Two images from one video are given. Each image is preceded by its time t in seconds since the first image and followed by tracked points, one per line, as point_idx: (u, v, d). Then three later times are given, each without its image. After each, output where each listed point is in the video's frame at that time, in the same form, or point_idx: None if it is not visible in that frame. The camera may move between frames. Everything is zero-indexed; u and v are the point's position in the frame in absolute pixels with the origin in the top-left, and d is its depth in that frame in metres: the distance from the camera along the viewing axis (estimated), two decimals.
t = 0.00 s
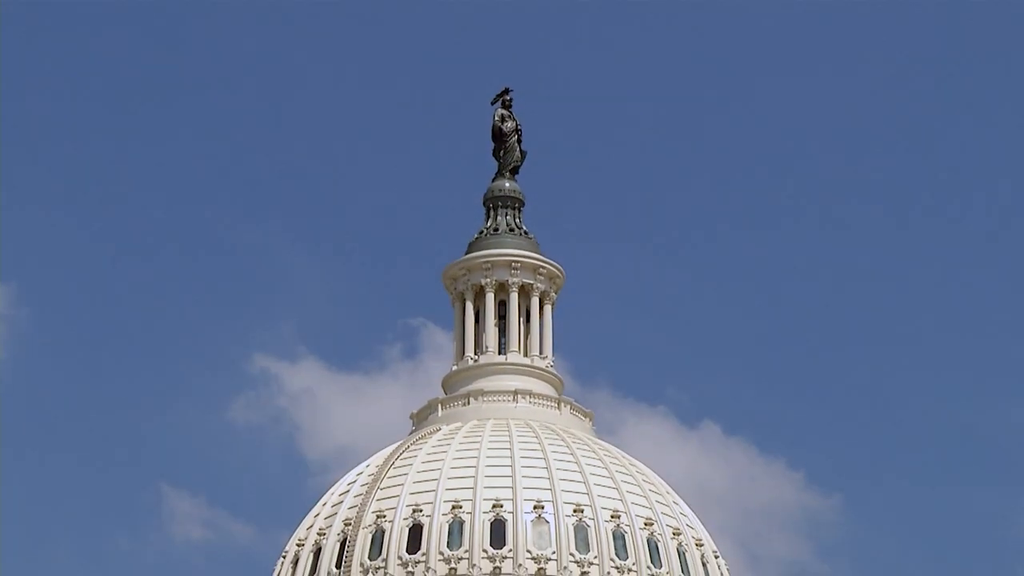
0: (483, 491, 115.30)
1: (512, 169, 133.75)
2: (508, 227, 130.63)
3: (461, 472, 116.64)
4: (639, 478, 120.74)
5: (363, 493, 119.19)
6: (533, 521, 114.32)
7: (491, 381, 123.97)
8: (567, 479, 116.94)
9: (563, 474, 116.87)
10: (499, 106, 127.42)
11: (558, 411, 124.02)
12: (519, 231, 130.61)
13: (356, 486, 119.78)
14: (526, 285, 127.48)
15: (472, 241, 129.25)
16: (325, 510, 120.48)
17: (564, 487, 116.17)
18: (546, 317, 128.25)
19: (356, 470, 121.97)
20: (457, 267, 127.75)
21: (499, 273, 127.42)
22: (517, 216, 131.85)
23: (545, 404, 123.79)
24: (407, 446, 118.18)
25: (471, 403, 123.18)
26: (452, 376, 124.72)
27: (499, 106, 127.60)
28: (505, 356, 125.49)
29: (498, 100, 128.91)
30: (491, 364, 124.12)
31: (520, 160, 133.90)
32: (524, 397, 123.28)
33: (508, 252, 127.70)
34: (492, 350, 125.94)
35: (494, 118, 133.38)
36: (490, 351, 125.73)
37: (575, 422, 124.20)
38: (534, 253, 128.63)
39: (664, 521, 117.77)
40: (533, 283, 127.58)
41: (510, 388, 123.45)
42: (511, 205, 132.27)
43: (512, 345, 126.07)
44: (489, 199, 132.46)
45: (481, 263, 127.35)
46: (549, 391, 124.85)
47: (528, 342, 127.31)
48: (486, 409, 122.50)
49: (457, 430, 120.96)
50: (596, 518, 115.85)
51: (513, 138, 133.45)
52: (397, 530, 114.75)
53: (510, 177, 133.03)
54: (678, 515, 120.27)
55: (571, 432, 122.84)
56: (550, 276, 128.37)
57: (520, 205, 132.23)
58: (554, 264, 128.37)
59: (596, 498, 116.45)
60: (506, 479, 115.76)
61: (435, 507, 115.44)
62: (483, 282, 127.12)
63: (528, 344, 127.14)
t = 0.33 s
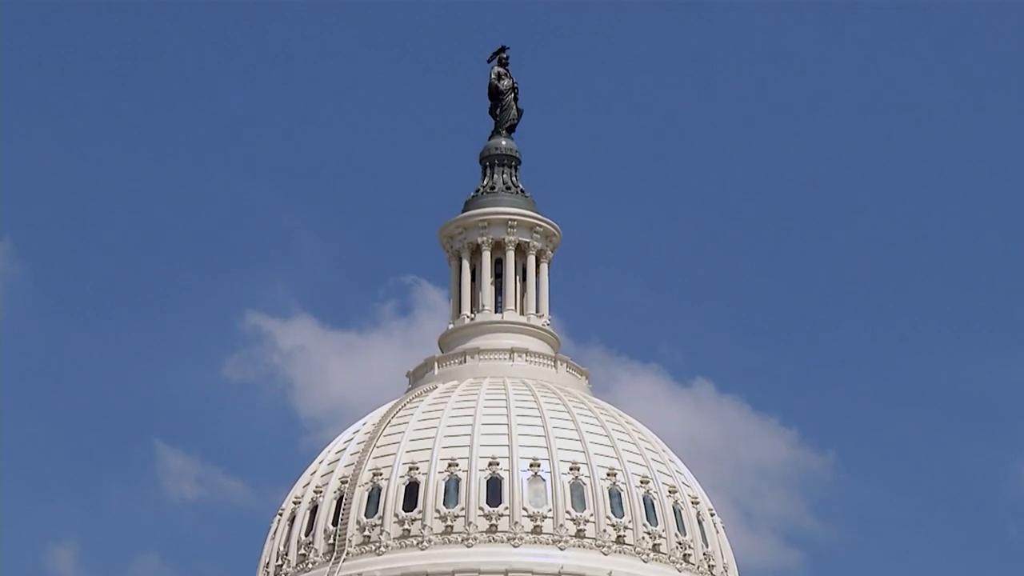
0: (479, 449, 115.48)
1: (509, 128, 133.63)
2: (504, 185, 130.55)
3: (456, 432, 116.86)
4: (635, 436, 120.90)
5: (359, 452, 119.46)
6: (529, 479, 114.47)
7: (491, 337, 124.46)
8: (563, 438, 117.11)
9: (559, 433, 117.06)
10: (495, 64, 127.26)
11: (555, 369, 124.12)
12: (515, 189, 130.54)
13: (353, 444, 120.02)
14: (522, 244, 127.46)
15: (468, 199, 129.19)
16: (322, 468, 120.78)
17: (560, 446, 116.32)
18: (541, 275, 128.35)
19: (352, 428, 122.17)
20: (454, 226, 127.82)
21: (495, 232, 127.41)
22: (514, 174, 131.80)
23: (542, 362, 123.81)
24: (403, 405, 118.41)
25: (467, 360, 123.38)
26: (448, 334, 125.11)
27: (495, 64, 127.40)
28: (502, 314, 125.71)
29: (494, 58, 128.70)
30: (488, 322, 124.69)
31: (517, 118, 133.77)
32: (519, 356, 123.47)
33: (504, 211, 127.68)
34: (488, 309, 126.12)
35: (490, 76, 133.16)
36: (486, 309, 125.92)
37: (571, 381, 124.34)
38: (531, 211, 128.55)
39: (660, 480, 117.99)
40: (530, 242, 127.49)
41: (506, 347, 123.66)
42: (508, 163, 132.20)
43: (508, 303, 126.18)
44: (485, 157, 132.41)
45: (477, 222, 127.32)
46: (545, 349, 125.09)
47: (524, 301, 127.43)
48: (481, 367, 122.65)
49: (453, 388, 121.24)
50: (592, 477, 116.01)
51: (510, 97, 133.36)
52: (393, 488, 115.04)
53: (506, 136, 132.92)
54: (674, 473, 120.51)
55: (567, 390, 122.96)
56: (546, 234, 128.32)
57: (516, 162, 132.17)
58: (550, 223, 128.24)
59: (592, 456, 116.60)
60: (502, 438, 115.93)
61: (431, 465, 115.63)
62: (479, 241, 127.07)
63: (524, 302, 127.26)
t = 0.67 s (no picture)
0: (478, 403, 115.78)
1: (508, 81, 133.48)
2: (503, 138, 130.49)
3: (455, 385, 117.15)
4: (634, 389, 121.16)
5: (358, 405, 119.75)
6: (528, 432, 114.78)
7: (490, 291, 124.64)
8: (562, 391, 117.40)
9: (558, 387, 117.36)
10: (495, 16, 127.01)
11: (554, 322, 124.37)
12: (514, 143, 130.48)
13: (352, 397, 120.32)
14: (521, 197, 127.50)
15: (466, 152, 129.15)
16: (321, 421, 121.04)
17: (559, 399, 116.61)
18: (541, 228, 128.34)
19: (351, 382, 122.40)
20: (453, 179, 127.94)
21: (494, 185, 127.36)
22: (513, 127, 131.72)
23: (541, 315, 124.08)
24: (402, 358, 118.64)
25: (466, 314, 123.65)
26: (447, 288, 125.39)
27: (494, 17, 127.09)
28: (501, 268, 125.98)
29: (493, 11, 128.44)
30: (487, 277, 124.97)
31: (515, 71, 133.59)
32: (519, 309, 123.70)
33: (503, 164, 127.69)
34: (487, 262, 126.40)
35: (489, 30, 132.89)
36: (485, 263, 126.21)
37: (571, 334, 124.54)
38: (530, 164, 128.56)
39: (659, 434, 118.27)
40: (528, 195, 127.52)
41: (505, 301, 123.89)
42: (506, 116, 132.12)
43: (507, 257, 126.38)
44: (484, 111, 132.32)
45: (476, 175, 127.37)
46: (544, 302, 125.39)
47: (523, 254, 127.69)
48: (481, 321, 122.90)
49: (452, 342, 121.48)
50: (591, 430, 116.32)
51: (509, 50, 133.26)
52: (392, 441, 115.46)
53: (505, 89, 132.78)
54: (673, 426, 120.83)
55: (566, 344, 123.17)
56: (545, 187, 128.35)
57: (516, 115, 132.07)
58: (549, 176, 128.30)
59: (591, 409, 116.85)
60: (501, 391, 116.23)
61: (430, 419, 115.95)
62: (478, 194, 127.15)
63: (523, 255, 127.49)
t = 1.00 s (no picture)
0: (474, 354, 116.07)
1: (504, 32, 133.24)
2: (500, 90, 130.30)
3: (452, 337, 117.38)
4: (630, 341, 121.33)
5: (354, 355, 119.90)
6: (524, 383, 115.09)
7: (485, 244, 124.88)
8: (558, 342, 117.63)
9: (554, 338, 117.59)
10: None
11: (550, 274, 124.55)
12: (511, 94, 130.29)
13: (348, 348, 120.45)
14: (518, 148, 127.28)
15: (463, 104, 128.94)
16: (317, 372, 121.14)
17: (555, 350, 116.86)
18: (537, 181, 128.75)
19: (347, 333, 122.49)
20: (449, 130, 127.74)
21: (490, 136, 127.17)
22: (510, 79, 131.53)
23: (537, 268, 124.29)
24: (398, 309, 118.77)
25: (463, 266, 123.85)
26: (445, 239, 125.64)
27: None
28: (497, 220, 126.12)
29: None
30: (483, 229, 125.14)
31: (512, 23, 133.34)
32: (515, 261, 123.88)
33: (500, 116, 127.48)
34: (483, 214, 126.52)
35: None
36: (482, 215, 126.36)
37: (567, 286, 124.70)
38: (526, 116, 128.37)
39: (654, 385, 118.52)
40: (525, 146, 127.33)
41: (501, 253, 124.07)
42: (503, 68, 131.90)
43: (504, 209, 126.50)
44: (481, 62, 132.10)
45: (473, 127, 127.21)
46: (541, 254, 125.63)
47: (519, 207, 127.81)
48: (477, 272, 123.10)
49: (448, 294, 121.61)
50: (587, 381, 116.59)
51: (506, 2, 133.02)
52: (388, 392, 115.76)
53: (501, 40, 132.52)
54: (669, 378, 121.02)
55: (563, 295, 123.32)
56: (541, 139, 128.16)
57: (513, 67, 131.84)
58: (546, 127, 128.11)
59: (587, 360, 117.06)
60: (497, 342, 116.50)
61: (426, 369, 116.22)
62: (475, 145, 126.94)
63: (520, 208, 127.65)
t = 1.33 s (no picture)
0: (471, 293, 116.38)
1: None
2: (497, 29, 130.03)
3: (448, 276, 117.56)
4: (627, 280, 121.43)
5: (351, 294, 120.00)
6: (521, 323, 115.53)
7: (481, 183, 125.16)
8: (555, 282, 117.83)
9: (551, 278, 117.82)
10: None
11: (547, 213, 124.66)
12: (508, 34, 130.00)
13: (346, 287, 120.54)
14: (515, 88, 126.99)
15: (460, 43, 128.68)
16: (315, 310, 121.25)
17: (552, 290, 117.13)
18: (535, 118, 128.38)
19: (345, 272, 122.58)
20: (446, 70, 127.47)
21: (488, 76, 126.92)
22: (507, 18, 131.22)
23: (534, 207, 124.48)
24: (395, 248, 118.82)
25: (460, 205, 124.07)
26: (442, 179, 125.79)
27: None
28: (494, 159, 126.40)
29: None
30: (480, 169, 125.40)
31: None
32: (513, 201, 124.07)
33: (497, 55, 127.21)
34: (481, 154, 126.84)
35: None
36: (480, 154, 126.72)
37: (564, 225, 124.83)
38: (524, 55, 128.09)
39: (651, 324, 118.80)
40: (522, 86, 127.04)
41: (499, 192, 124.23)
42: (500, 7, 131.61)
43: (501, 148, 126.80)
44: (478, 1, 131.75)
45: (470, 66, 126.99)
46: (538, 193, 125.90)
47: (517, 146, 128.03)
48: (474, 212, 123.42)
49: (446, 233, 121.79)
50: (584, 320, 116.91)
51: None
52: (386, 331, 115.95)
53: None
54: (666, 317, 121.20)
55: (561, 234, 123.38)
56: (539, 78, 127.84)
57: (510, 6, 131.58)
58: (542, 67, 127.83)
59: (584, 300, 117.27)
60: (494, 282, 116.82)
61: (423, 309, 116.51)
62: (471, 84, 126.72)
63: (517, 147, 127.89)
